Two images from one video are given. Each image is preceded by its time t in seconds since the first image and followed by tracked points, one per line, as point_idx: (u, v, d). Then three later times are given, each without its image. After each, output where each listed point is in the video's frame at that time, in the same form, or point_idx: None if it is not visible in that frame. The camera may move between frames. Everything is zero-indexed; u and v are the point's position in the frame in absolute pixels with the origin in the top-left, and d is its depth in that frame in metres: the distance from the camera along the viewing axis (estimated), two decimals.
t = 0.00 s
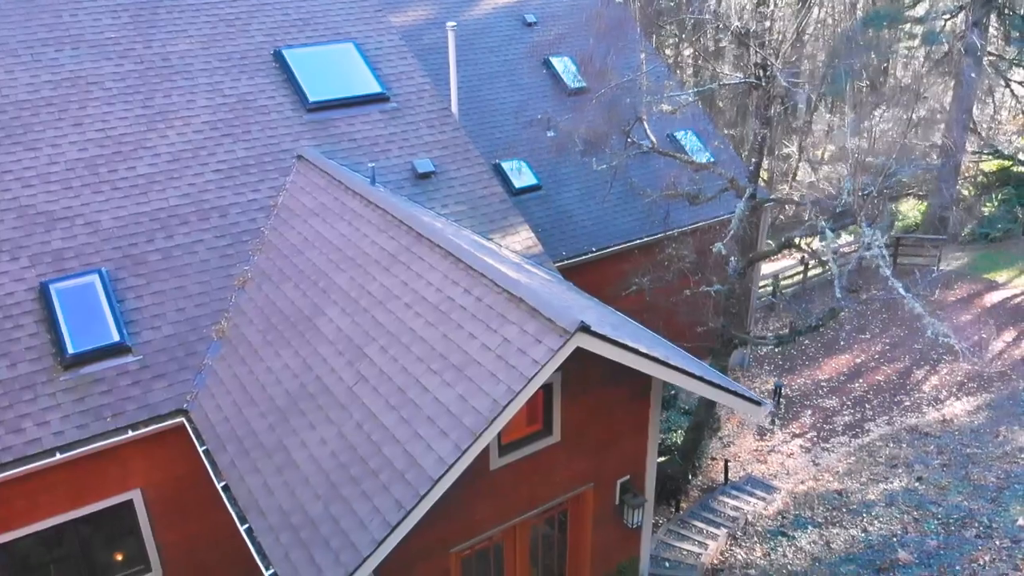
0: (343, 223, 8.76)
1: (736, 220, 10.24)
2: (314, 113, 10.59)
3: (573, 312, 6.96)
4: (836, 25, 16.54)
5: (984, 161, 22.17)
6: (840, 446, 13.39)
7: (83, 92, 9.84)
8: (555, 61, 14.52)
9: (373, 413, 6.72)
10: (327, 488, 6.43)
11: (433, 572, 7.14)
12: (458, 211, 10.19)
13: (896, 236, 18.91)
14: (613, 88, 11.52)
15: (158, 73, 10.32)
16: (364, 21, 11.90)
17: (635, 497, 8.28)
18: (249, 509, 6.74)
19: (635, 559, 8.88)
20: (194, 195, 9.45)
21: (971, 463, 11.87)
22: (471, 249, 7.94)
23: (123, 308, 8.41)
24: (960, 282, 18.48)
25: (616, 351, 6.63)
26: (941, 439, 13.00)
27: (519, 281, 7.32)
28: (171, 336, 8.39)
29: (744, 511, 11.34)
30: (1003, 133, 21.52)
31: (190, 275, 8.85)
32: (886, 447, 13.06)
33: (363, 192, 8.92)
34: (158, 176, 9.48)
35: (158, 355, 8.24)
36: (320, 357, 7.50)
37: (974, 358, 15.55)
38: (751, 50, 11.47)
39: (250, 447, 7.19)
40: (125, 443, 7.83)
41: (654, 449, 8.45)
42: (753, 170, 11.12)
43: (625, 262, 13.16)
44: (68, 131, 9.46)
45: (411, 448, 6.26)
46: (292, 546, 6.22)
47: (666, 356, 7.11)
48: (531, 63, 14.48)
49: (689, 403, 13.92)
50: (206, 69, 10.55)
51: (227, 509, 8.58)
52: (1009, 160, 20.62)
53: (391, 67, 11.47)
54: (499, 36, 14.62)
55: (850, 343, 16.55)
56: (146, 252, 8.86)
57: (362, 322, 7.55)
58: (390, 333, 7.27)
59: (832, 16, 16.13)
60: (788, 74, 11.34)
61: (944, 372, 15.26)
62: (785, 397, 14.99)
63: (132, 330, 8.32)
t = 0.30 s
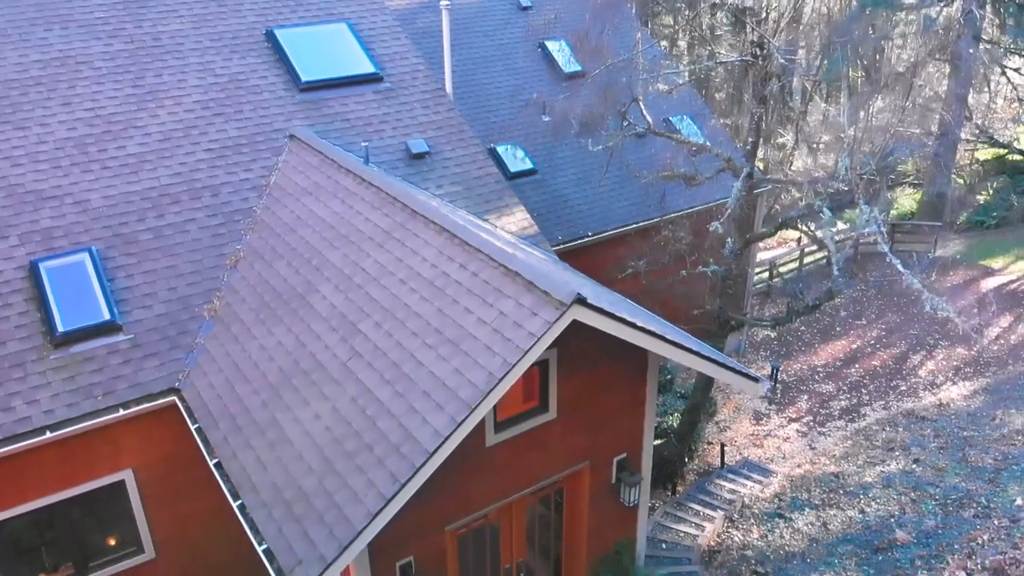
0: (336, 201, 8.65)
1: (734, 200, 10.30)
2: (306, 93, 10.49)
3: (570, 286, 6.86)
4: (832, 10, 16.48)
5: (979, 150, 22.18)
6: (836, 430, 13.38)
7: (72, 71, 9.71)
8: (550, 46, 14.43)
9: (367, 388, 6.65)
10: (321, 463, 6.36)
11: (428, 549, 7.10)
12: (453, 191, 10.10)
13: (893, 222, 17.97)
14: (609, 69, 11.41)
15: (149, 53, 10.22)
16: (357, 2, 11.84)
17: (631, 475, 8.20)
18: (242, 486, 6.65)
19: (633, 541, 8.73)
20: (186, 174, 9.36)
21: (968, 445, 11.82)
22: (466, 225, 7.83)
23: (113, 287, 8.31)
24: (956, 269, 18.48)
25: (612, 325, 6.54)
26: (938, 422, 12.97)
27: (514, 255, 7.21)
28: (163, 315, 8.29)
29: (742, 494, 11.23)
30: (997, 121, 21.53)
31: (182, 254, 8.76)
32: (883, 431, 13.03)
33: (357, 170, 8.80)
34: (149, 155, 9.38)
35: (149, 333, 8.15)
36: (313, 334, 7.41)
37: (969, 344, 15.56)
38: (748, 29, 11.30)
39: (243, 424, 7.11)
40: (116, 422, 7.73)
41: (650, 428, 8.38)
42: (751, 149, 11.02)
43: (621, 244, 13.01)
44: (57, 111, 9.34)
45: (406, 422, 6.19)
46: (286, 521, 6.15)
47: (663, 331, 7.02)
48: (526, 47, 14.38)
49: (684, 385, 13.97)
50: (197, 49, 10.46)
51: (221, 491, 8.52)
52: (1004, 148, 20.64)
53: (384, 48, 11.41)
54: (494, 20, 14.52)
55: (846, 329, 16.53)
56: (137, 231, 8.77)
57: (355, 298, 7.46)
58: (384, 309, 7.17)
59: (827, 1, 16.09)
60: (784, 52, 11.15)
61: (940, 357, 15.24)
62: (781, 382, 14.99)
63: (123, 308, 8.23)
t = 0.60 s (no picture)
0: (328, 177, 8.53)
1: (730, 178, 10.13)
2: (299, 72, 10.41)
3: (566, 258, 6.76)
4: None
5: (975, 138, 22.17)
6: (832, 414, 13.35)
7: (62, 50, 9.59)
8: (545, 29, 14.33)
9: (361, 361, 6.57)
10: (314, 436, 6.28)
11: (422, 525, 7.03)
12: (447, 170, 10.01)
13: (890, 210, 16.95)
14: (604, 49, 11.31)
15: (140, 32, 10.12)
16: None
17: (627, 453, 8.16)
18: (234, 462, 6.57)
19: (628, 520, 8.68)
20: (176, 152, 9.27)
21: (964, 427, 11.79)
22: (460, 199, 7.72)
23: (103, 264, 8.21)
24: (951, 255, 18.49)
25: (609, 297, 6.46)
26: (935, 406, 12.94)
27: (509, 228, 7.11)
28: (154, 293, 8.19)
29: (738, 476, 11.30)
30: (992, 109, 21.53)
31: (173, 232, 8.67)
32: (879, 414, 13.00)
33: (349, 146, 8.69)
34: (139, 134, 9.28)
35: (140, 311, 8.05)
36: (306, 310, 7.31)
37: (966, 329, 15.55)
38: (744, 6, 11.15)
39: (235, 400, 7.03)
40: (106, 400, 7.63)
41: (646, 405, 8.32)
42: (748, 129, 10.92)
43: (618, 228, 12.90)
44: (46, 89, 9.21)
45: (400, 394, 6.12)
46: (279, 495, 6.07)
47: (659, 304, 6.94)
48: (520, 30, 14.28)
49: (680, 369, 13.94)
50: (188, 28, 10.38)
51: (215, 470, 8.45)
52: (999, 136, 20.64)
53: (377, 27, 11.34)
54: (488, 3, 14.40)
55: (842, 314, 16.48)
56: (127, 209, 8.67)
57: (349, 274, 7.36)
58: (377, 283, 7.07)
59: None
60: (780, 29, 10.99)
61: (937, 342, 15.21)
62: (777, 367, 14.98)
63: (113, 286, 8.13)
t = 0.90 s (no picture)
0: (321, 155, 8.43)
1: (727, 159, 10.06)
2: (291, 51, 10.32)
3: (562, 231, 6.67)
4: None
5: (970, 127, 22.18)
6: (829, 398, 13.32)
7: (52, 28, 9.47)
8: (539, 12, 14.24)
9: (354, 335, 6.48)
10: (307, 411, 6.20)
11: (417, 501, 6.97)
12: (442, 150, 9.92)
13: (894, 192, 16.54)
14: (600, 28, 11.15)
15: (131, 11, 10.01)
16: None
17: (624, 430, 8.08)
18: (226, 437, 6.49)
19: (625, 499, 8.59)
20: (168, 131, 9.17)
21: (961, 410, 11.76)
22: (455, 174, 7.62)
23: (93, 242, 8.10)
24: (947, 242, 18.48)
25: (604, 269, 6.37)
26: (931, 389, 12.92)
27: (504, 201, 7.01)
28: (145, 271, 8.10)
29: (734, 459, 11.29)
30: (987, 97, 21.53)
31: (164, 210, 8.57)
32: (876, 398, 12.98)
33: (341, 123, 8.58)
34: (130, 112, 9.16)
35: (131, 289, 7.95)
36: (299, 286, 7.22)
37: (962, 314, 15.53)
38: None
39: (227, 376, 6.94)
40: (96, 378, 7.52)
41: (643, 383, 8.24)
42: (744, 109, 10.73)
43: (614, 212, 12.82)
44: (36, 67, 9.09)
45: (395, 367, 6.04)
46: (271, 470, 5.99)
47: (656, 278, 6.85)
48: (515, 13, 14.19)
49: (676, 355, 13.89)
50: (180, 7, 10.27)
51: (207, 450, 8.37)
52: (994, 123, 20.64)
53: (371, 8, 11.25)
54: None
55: (838, 301, 16.43)
56: (118, 187, 8.56)
57: (342, 249, 7.26)
58: (371, 258, 6.98)
59: None
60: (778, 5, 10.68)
61: (933, 327, 15.18)
62: (773, 352, 14.94)
63: (103, 264, 8.03)
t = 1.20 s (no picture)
0: (314, 131, 8.33)
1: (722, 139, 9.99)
2: (283, 31, 10.22)
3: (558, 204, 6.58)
4: None
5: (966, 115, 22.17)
6: (826, 382, 13.28)
7: (41, 6, 9.35)
8: None
9: (348, 309, 6.39)
10: (300, 384, 6.12)
11: (412, 478, 6.92)
12: (437, 130, 9.83)
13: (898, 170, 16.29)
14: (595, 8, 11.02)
15: None
16: None
17: (620, 408, 8.02)
18: (217, 412, 6.40)
19: (622, 479, 8.54)
20: (158, 109, 9.05)
21: (959, 392, 11.74)
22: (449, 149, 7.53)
23: (83, 220, 7.99)
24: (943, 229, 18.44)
25: (601, 242, 6.27)
26: (929, 373, 12.89)
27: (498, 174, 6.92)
28: (136, 249, 7.99)
29: (731, 442, 11.25)
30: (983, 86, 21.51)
31: (155, 188, 8.46)
32: (873, 382, 12.93)
33: (334, 100, 8.49)
34: (120, 90, 9.05)
35: (121, 267, 7.84)
36: (291, 262, 7.12)
37: (959, 299, 15.50)
38: None
39: (219, 352, 6.85)
40: (86, 356, 7.40)
41: (640, 362, 8.18)
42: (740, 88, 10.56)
43: (611, 195, 12.71)
44: (25, 45, 8.97)
45: (389, 340, 5.95)
46: (264, 443, 5.91)
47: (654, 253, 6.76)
48: None
49: (673, 340, 13.83)
50: None
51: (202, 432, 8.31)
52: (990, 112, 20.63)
53: None
54: None
55: (835, 287, 16.37)
56: (108, 165, 8.45)
57: (335, 224, 7.16)
58: (364, 232, 6.88)
59: None
60: None
61: (930, 313, 15.14)
62: (770, 338, 14.89)
63: (94, 242, 7.91)
